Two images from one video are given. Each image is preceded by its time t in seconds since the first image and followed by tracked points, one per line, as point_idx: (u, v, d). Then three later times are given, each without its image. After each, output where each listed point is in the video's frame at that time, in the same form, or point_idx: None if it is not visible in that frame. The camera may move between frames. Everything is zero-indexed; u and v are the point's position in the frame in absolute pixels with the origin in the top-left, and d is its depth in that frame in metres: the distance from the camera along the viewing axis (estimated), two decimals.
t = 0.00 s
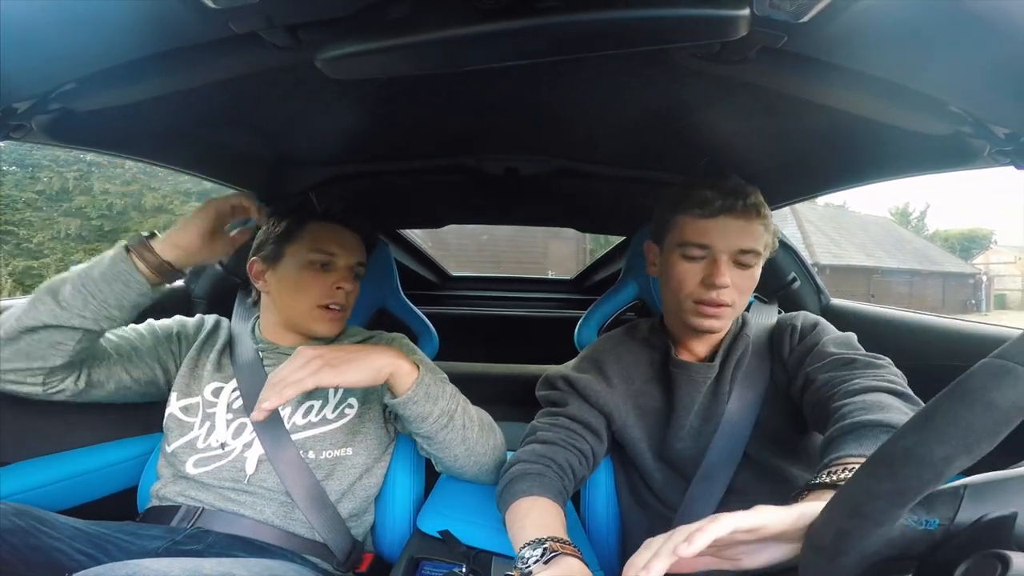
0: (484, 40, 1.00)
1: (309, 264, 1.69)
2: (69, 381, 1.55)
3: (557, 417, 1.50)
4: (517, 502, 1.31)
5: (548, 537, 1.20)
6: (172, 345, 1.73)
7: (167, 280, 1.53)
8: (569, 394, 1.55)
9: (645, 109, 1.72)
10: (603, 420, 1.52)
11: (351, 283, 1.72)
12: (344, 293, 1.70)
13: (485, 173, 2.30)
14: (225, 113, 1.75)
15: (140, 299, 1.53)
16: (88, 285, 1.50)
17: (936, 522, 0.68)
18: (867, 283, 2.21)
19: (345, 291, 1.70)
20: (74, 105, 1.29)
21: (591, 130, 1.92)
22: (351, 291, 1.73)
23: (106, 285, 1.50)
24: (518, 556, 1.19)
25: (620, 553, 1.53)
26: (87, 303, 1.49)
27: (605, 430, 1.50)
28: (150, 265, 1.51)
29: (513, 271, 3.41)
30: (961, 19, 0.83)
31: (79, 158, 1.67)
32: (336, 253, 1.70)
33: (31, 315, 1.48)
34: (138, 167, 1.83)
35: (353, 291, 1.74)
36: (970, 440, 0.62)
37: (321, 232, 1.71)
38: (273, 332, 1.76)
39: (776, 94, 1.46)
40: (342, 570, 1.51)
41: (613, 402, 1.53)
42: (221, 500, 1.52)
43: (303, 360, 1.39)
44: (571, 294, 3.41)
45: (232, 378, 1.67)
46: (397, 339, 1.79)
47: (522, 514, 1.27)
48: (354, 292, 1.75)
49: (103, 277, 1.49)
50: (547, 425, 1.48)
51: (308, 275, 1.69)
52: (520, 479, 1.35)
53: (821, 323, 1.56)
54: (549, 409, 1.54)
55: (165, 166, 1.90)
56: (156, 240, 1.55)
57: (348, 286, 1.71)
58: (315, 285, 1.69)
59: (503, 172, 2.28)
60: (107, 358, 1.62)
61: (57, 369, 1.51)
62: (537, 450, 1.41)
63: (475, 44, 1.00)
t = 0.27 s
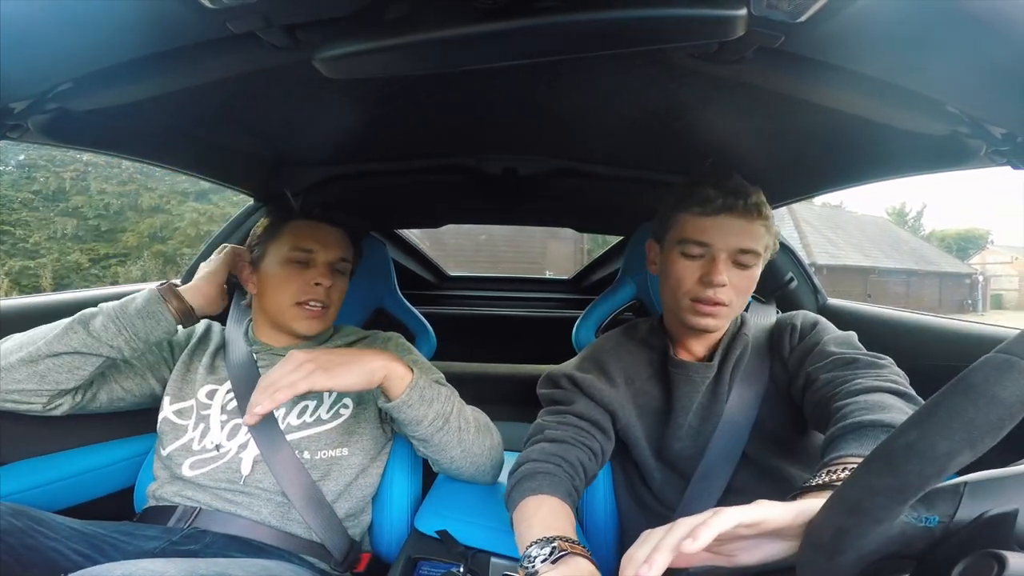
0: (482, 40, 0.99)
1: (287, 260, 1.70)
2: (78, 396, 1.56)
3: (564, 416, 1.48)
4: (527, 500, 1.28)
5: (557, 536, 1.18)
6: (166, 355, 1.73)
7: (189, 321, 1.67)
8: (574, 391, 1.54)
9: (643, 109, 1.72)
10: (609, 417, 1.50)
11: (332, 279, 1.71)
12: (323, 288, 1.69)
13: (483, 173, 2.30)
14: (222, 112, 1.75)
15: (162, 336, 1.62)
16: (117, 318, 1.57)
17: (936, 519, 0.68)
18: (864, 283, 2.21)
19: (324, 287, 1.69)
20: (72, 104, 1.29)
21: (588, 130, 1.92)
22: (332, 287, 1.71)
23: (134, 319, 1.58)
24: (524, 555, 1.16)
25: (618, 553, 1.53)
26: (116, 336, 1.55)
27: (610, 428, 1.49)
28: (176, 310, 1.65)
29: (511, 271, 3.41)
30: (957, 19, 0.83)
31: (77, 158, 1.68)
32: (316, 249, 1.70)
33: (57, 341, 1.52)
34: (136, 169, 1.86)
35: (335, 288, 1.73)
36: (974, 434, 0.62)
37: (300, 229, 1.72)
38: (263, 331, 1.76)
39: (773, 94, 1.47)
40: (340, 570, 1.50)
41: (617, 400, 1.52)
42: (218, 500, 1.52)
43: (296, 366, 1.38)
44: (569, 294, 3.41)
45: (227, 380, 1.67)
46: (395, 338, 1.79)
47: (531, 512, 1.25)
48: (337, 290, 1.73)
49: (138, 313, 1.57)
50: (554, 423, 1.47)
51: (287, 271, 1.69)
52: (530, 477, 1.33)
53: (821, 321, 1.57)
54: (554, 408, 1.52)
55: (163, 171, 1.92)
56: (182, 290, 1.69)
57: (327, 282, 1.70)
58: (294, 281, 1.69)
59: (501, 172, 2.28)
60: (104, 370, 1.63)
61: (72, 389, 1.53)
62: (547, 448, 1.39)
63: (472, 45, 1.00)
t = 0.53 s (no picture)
0: (481, 40, 0.99)
1: (290, 261, 1.70)
2: (80, 396, 1.57)
3: (564, 414, 1.48)
4: (527, 499, 1.28)
5: (557, 537, 1.18)
6: (166, 355, 1.73)
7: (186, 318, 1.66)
8: (574, 389, 1.54)
9: (643, 109, 1.72)
10: (611, 415, 1.50)
11: (333, 281, 1.71)
12: (324, 290, 1.69)
13: (483, 173, 2.30)
14: (222, 112, 1.75)
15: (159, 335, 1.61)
16: (113, 314, 1.56)
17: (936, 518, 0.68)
18: (864, 283, 2.20)
19: (325, 288, 1.69)
20: (72, 104, 1.29)
21: (588, 130, 1.92)
22: (334, 288, 1.71)
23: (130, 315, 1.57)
24: (525, 554, 1.17)
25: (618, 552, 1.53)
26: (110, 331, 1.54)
27: (612, 426, 1.49)
28: (171, 304, 1.63)
29: (511, 271, 3.41)
30: (958, 19, 0.83)
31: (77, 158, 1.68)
32: (319, 251, 1.70)
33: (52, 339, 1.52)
34: (136, 168, 1.86)
35: (337, 290, 1.72)
36: (973, 434, 0.62)
37: (304, 230, 1.71)
38: (262, 330, 1.76)
39: (773, 94, 1.47)
40: (340, 569, 1.50)
41: (618, 398, 1.52)
42: (218, 500, 1.52)
43: (298, 363, 1.38)
44: (569, 294, 3.41)
45: (227, 380, 1.67)
46: (396, 339, 1.79)
47: (530, 511, 1.25)
48: (339, 291, 1.73)
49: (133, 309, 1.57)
50: (555, 421, 1.47)
51: (289, 272, 1.70)
52: (529, 475, 1.33)
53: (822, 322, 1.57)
54: (555, 406, 1.52)
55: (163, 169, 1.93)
56: (179, 285, 1.68)
57: (329, 283, 1.70)
58: (296, 282, 1.69)
59: (501, 172, 2.28)
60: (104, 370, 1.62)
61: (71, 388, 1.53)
62: (546, 447, 1.39)
63: (472, 45, 1.00)
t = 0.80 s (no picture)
0: (481, 40, 0.99)
1: (288, 261, 1.70)
2: (80, 403, 1.57)
3: (559, 420, 1.48)
4: (520, 504, 1.29)
5: (547, 541, 1.18)
6: (165, 356, 1.73)
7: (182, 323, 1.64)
8: (570, 392, 1.54)
9: (643, 109, 1.72)
10: (607, 418, 1.51)
11: (331, 281, 1.71)
12: (321, 291, 1.69)
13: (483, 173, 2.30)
14: (222, 112, 1.75)
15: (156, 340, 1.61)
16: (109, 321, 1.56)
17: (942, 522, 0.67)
18: (864, 283, 2.21)
19: (323, 290, 1.69)
20: (71, 104, 1.29)
21: (588, 130, 1.92)
22: (332, 289, 1.71)
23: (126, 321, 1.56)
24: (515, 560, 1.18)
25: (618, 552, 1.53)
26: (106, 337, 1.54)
27: (607, 428, 1.49)
28: (167, 311, 1.62)
29: (511, 271, 3.41)
30: (958, 18, 0.83)
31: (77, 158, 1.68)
32: (317, 251, 1.70)
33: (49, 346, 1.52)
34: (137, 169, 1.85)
35: (335, 291, 1.72)
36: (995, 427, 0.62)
37: (302, 231, 1.71)
38: (262, 330, 1.76)
39: (772, 94, 1.47)
40: (340, 569, 1.50)
41: (613, 397, 1.52)
42: (218, 500, 1.52)
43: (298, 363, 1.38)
44: (568, 294, 3.41)
45: (226, 380, 1.67)
46: (395, 338, 1.79)
47: (523, 517, 1.26)
48: (337, 292, 1.73)
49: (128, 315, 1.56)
50: (550, 426, 1.47)
51: (287, 272, 1.70)
52: (523, 480, 1.33)
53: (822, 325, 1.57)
54: (551, 410, 1.52)
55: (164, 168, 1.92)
56: (175, 291, 1.66)
57: (325, 284, 1.70)
58: (294, 283, 1.69)
59: (501, 172, 2.28)
60: (103, 376, 1.62)
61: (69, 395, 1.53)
62: (540, 452, 1.39)
63: (471, 45, 1.00)
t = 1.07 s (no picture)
0: (479, 40, 0.99)
1: (284, 262, 1.70)
2: (83, 411, 1.56)
3: (560, 420, 1.48)
4: (521, 506, 1.29)
5: (545, 544, 1.18)
6: (164, 358, 1.72)
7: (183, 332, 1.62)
8: (571, 392, 1.54)
9: (643, 109, 1.72)
10: (608, 419, 1.51)
11: (327, 282, 1.71)
12: (318, 291, 1.70)
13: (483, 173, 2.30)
14: (222, 112, 1.75)
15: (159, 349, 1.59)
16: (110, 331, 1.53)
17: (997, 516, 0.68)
18: (864, 282, 2.21)
19: (319, 291, 1.69)
20: (71, 104, 1.29)
21: (588, 130, 1.92)
22: (328, 290, 1.72)
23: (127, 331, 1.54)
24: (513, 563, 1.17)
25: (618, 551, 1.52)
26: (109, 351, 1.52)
27: (609, 429, 1.49)
28: (167, 319, 1.59)
29: (510, 271, 3.42)
30: (957, 18, 0.83)
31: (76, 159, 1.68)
32: (313, 251, 1.70)
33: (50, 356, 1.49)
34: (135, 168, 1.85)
35: (332, 291, 1.73)
36: None
37: (296, 231, 1.71)
38: (261, 331, 1.76)
39: (772, 94, 1.47)
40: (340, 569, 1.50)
41: (614, 396, 1.52)
42: (218, 500, 1.52)
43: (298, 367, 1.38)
44: (567, 294, 3.41)
45: (225, 381, 1.67)
46: (394, 339, 1.79)
47: (523, 519, 1.25)
48: (335, 292, 1.73)
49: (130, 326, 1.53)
50: (551, 427, 1.47)
51: (283, 273, 1.70)
52: (524, 482, 1.33)
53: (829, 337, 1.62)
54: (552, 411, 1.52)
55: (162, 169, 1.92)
56: (173, 300, 1.64)
57: (321, 285, 1.70)
58: (290, 283, 1.69)
59: (501, 172, 2.28)
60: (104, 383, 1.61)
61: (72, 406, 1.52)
62: (542, 454, 1.39)
63: (470, 45, 1.00)
